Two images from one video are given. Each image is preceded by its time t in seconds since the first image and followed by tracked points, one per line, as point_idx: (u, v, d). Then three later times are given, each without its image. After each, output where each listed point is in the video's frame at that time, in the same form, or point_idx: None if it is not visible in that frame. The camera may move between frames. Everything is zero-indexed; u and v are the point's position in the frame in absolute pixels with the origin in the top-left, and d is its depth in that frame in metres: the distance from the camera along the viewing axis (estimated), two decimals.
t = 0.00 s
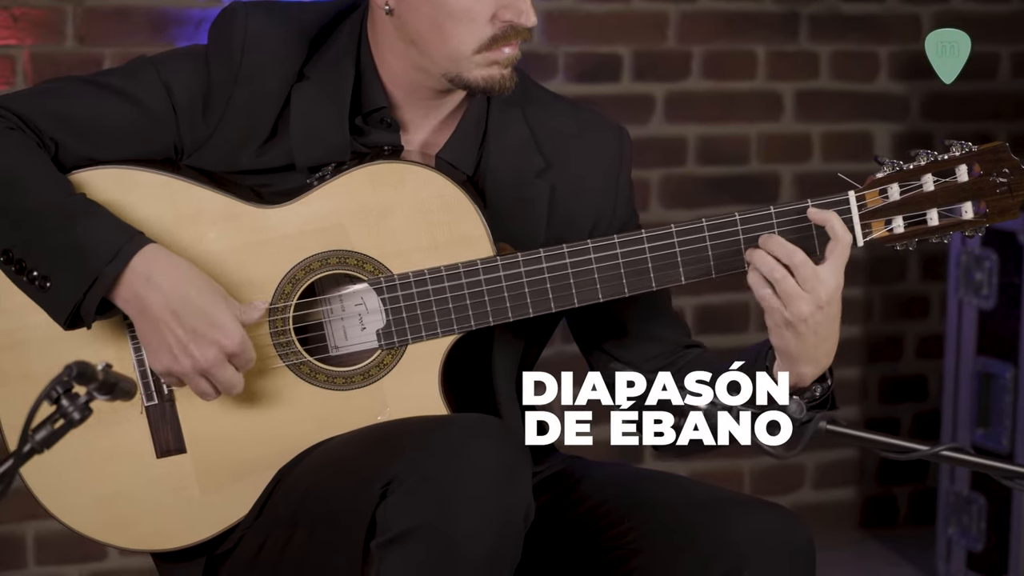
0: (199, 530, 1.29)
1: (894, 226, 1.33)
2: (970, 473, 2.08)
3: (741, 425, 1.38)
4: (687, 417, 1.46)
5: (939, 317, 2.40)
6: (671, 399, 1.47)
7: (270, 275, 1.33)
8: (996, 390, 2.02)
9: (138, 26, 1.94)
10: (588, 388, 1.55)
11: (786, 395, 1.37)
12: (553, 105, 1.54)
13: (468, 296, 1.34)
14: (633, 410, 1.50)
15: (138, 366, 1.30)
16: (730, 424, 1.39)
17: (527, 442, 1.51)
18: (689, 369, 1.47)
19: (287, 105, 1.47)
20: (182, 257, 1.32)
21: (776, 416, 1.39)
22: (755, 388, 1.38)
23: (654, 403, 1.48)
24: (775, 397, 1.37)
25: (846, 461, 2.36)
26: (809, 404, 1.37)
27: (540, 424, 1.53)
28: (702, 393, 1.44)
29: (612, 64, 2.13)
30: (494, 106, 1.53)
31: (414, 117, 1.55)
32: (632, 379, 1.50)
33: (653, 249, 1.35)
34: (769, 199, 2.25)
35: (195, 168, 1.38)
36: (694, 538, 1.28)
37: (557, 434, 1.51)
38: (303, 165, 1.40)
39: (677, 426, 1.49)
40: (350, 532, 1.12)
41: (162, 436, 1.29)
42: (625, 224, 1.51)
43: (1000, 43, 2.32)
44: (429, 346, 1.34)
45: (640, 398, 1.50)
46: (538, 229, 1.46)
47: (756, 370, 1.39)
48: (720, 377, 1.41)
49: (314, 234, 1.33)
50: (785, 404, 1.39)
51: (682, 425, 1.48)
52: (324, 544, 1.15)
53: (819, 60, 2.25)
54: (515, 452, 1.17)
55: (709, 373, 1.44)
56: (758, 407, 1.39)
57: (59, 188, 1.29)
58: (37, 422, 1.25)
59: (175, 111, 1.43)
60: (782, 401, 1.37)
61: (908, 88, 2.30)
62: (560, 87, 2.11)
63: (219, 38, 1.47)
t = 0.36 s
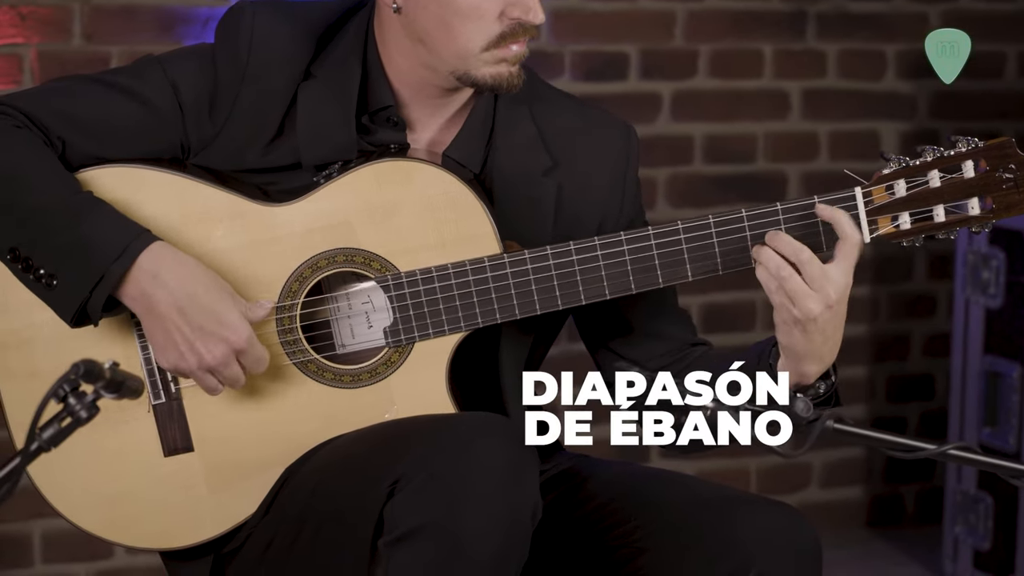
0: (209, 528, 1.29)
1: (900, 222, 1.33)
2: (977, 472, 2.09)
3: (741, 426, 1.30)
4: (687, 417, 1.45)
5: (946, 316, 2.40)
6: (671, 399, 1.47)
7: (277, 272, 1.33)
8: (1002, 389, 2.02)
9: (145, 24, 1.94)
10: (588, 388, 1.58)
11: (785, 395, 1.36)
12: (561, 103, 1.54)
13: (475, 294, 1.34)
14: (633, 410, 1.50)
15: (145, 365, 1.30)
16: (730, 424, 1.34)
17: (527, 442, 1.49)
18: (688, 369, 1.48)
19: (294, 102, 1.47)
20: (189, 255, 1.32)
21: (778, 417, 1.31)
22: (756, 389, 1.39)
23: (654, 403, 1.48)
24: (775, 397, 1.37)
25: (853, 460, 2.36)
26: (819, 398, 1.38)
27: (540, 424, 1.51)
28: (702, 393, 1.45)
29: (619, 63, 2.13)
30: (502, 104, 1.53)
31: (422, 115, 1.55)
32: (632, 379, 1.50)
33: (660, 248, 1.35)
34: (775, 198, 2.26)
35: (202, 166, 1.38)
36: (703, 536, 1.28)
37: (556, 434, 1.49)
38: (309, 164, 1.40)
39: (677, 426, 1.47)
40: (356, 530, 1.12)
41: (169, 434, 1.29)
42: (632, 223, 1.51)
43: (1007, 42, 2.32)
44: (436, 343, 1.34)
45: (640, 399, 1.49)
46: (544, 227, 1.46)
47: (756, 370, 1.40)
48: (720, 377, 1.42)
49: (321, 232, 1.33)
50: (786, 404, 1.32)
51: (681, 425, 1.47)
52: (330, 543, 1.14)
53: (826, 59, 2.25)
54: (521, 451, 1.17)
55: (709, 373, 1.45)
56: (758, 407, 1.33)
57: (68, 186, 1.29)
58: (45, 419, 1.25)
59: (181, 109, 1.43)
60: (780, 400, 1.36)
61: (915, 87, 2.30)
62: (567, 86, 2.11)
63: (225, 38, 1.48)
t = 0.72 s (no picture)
0: (218, 525, 1.29)
1: (909, 226, 1.33)
2: (983, 471, 2.09)
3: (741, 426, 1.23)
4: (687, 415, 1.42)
5: (953, 314, 2.40)
6: (671, 399, 1.45)
7: (284, 272, 1.33)
8: (1009, 389, 2.02)
9: (152, 22, 1.94)
10: (588, 389, 1.50)
11: (786, 394, 1.31)
12: (568, 102, 1.54)
13: (483, 293, 1.34)
14: (633, 411, 1.49)
15: (153, 364, 1.30)
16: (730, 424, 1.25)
17: (527, 444, 1.37)
18: (686, 369, 1.46)
19: (301, 101, 1.47)
20: (197, 253, 1.32)
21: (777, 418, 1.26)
22: (756, 388, 1.37)
23: (654, 403, 1.47)
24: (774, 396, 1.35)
25: (859, 458, 2.36)
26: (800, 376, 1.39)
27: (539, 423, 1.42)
28: (702, 393, 1.42)
29: (626, 62, 2.13)
30: (508, 103, 1.53)
31: (429, 113, 1.55)
32: (632, 379, 1.48)
33: (668, 248, 1.35)
34: (782, 197, 2.26)
35: (210, 165, 1.38)
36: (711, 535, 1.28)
37: (554, 436, 1.39)
38: (318, 163, 1.40)
39: (677, 426, 1.45)
40: (363, 528, 1.12)
41: (177, 432, 1.29)
42: (631, 224, 1.51)
43: (1014, 41, 2.32)
44: (443, 343, 1.34)
45: (640, 399, 1.49)
46: (550, 225, 1.46)
47: (756, 369, 1.38)
48: (721, 377, 1.40)
49: (329, 231, 1.33)
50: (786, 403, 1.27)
51: (682, 425, 1.44)
52: (342, 540, 1.15)
53: (833, 58, 2.25)
54: (531, 450, 1.16)
55: (709, 373, 1.42)
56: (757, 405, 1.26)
57: (77, 185, 1.29)
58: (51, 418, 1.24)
59: (189, 107, 1.43)
60: (781, 400, 1.30)
61: (921, 86, 2.30)
62: (574, 85, 2.11)
63: (233, 36, 1.48)
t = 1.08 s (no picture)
0: (222, 524, 1.29)
1: (914, 224, 1.33)
2: (989, 471, 2.09)
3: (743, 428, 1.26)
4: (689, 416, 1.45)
5: (959, 314, 2.40)
6: (671, 399, 1.47)
7: (290, 270, 1.33)
8: (1015, 388, 2.02)
9: (158, 21, 1.94)
10: (588, 389, 1.50)
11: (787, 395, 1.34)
12: (572, 100, 1.54)
13: (488, 292, 1.34)
14: (633, 411, 1.50)
15: (158, 362, 1.30)
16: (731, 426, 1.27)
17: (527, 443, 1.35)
18: (686, 368, 1.46)
19: (306, 99, 1.47)
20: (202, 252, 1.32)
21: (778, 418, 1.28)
22: (756, 389, 1.37)
23: (654, 403, 1.48)
24: (774, 397, 1.35)
25: (865, 458, 2.36)
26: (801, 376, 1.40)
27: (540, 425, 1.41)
28: (702, 392, 1.44)
29: (632, 61, 2.13)
30: (513, 101, 1.53)
31: (434, 110, 1.55)
32: (633, 379, 1.49)
33: (673, 248, 1.35)
34: (787, 196, 2.25)
35: (215, 164, 1.38)
36: (717, 533, 1.28)
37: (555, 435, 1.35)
38: (323, 161, 1.40)
39: (677, 426, 1.47)
40: (368, 527, 1.12)
41: (182, 431, 1.29)
42: (637, 221, 1.51)
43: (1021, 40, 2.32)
44: (448, 341, 1.34)
45: (640, 399, 1.49)
46: (555, 223, 1.46)
47: (756, 369, 1.38)
48: (721, 377, 1.41)
49: (334, 230, 1.33)
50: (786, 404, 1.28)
51: (682, 425, 1.47)
52: (347, 539, 1.15)
53: (839, 57, 2.25)
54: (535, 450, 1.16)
55: (709, 373, 1.43)
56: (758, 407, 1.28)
57: (82, 184, 1.29)
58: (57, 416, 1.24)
59: (194, 105, 1.43)
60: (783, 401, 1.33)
61: (928, 85, 2.30)
62: (580, 83, 2.11)
63: (238, 35, 1.48)
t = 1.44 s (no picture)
0: (226, 523, 1.29)
1: (922, 226, 1.32)
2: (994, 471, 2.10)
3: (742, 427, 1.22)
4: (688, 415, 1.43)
5: (964, 313, 2.40)
6: (671, 399, 1.45)
7: (296, 270, 1.33)
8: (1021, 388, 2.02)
9: (163, 21, 1.94)
10: (588, 389, 1.51)
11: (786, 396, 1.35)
12: (576, 99, 1.54)
13: (494, 292, 1.34)
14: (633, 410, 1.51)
15: (165, 362, 1.30)
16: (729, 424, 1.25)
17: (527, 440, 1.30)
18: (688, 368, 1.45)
19: (312, 98, 1.47)
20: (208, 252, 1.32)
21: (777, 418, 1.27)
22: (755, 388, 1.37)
23: (654, 403, 1.48)
24: (775, 397, 1.36)
25: (870, 457, 2.36)
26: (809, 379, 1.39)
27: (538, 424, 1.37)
28: (702, 393, 1.42)
29: (637, 60, 2.13)
30: (518, 101, 1.53)
31: (440, 109, 1.55)
32: (632, 379, 1.50)
33: (679, 248, 1.35)
34: (793, 195, 2.25)
35: (222, 163, 1.39)
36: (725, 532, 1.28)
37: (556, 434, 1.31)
38: (330, 159, 1.41)
39: (677, 426, 1.46)
40: (373, 527, 1.12)
41: (188, 430, 1.29)
42: (644, 220, 1.51)
43: None
44: (453, 341, 1.34)
45: (641, 399, 1.50)
46: (561, 222, 1.46)
47: (756, 369, 1.39)
48: (720, 377, 1.39)
49: (340, 229, 1.33)
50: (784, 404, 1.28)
51: (682, 425, 1.45)
52: (353, 538, 1.15)
53: (845, 56, 2.25)
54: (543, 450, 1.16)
55: (709, 373, 1.43)
56: (757, 406, 1.26)
57: (88, 184, 1.29)
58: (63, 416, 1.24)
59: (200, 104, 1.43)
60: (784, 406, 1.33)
61: (933, 85, 2.30)
62: (586, 83, 2.10)
63: (244, 34, 1.48)
